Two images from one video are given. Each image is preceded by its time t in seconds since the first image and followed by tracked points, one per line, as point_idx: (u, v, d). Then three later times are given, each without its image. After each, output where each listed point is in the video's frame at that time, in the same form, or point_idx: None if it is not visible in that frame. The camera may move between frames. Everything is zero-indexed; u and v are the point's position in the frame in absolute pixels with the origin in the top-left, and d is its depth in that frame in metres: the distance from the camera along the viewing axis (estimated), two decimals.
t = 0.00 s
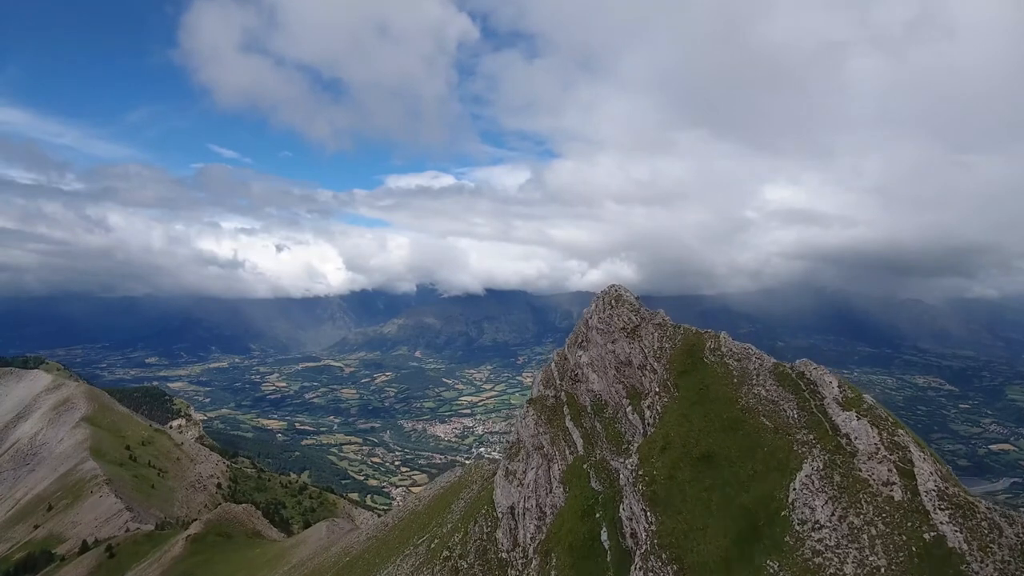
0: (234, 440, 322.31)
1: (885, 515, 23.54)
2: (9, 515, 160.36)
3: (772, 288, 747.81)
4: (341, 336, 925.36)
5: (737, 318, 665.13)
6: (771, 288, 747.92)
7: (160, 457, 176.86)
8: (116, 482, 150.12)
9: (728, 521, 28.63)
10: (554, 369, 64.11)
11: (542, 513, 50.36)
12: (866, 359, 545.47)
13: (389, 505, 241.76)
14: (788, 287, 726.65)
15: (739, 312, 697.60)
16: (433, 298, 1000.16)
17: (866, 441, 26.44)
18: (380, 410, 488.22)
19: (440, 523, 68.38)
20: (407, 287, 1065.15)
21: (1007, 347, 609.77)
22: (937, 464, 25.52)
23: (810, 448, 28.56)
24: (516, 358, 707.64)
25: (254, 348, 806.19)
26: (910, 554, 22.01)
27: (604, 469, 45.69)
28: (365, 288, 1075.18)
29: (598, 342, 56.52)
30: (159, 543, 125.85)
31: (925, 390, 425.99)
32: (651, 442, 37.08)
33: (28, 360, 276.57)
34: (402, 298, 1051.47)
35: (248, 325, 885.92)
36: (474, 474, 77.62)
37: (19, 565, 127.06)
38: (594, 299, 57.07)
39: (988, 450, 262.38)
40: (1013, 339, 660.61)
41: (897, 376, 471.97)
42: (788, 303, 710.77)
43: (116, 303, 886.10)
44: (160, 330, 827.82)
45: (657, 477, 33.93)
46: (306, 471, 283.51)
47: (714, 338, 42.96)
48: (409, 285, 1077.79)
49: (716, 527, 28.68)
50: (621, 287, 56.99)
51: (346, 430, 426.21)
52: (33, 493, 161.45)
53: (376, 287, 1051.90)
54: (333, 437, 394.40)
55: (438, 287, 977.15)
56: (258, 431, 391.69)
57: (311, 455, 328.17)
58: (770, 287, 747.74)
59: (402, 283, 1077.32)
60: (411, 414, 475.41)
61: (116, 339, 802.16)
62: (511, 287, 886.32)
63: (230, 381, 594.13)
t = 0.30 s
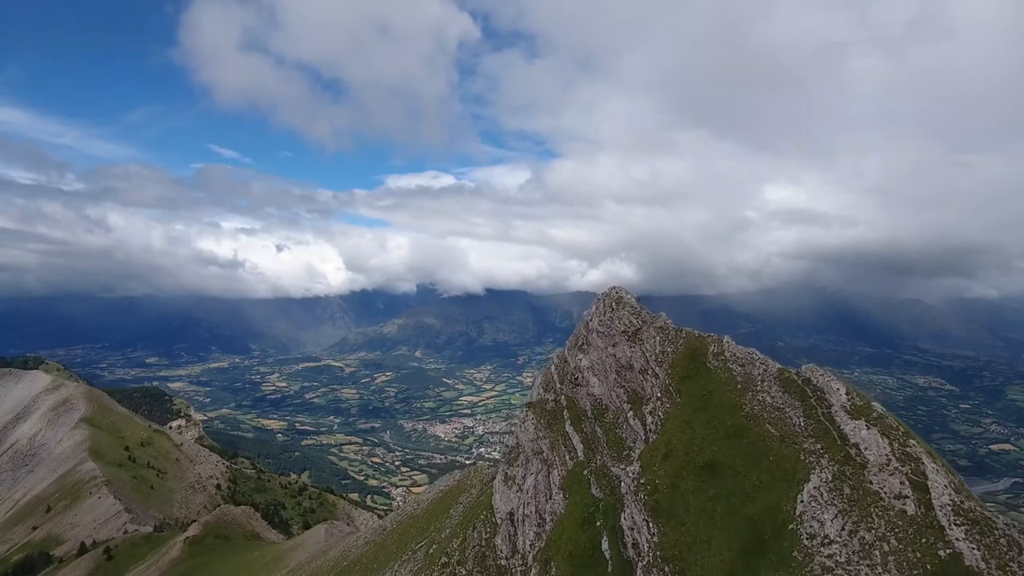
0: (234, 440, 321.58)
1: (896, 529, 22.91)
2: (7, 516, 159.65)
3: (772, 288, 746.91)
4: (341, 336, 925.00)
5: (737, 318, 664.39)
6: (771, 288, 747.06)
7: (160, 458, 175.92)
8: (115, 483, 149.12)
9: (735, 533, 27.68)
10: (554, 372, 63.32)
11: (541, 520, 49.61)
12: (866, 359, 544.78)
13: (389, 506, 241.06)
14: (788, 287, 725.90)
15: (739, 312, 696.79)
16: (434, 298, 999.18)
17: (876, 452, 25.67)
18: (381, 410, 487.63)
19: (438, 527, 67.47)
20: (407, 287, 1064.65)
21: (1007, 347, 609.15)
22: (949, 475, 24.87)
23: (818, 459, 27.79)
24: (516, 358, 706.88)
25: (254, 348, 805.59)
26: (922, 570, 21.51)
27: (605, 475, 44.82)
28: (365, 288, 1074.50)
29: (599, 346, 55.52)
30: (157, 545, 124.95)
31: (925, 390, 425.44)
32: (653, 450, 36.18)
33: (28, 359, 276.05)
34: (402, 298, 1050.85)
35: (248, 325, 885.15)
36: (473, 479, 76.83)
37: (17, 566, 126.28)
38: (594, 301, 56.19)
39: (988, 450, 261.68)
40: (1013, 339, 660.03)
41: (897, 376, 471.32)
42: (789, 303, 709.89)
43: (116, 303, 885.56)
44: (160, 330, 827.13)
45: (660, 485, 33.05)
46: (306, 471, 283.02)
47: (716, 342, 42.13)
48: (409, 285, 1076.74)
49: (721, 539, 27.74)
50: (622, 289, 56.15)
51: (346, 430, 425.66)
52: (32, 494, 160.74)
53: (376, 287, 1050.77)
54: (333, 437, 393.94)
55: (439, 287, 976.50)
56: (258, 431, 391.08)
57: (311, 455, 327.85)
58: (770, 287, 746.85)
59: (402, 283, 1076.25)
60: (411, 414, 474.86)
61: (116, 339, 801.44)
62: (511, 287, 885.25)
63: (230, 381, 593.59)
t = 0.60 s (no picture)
0: (234, 440, 320.90)
1: (911, 547, 22.15)
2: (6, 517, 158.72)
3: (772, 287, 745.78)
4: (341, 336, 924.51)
5: (738, 318, 663.28)
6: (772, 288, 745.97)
7: (159, 459, 175.08)
8: (113, 484, 148.14)
9: (741, 547, 26.78)
10: (554, 375, 62.38)
11: (541, 527, 48.71)
12: (867, 359, 543.94)
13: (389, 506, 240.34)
14: (788, 287, 724.85)
15: (739, 312, 695.61)
16: (434, 298, 998.25)
17: (887, 464, 24.95)
18: (381, 410, 486.76)
19: (436, 533, 66.47)
20: (407, 287, 1063.86)
21: (1008, 347, 608.26)
22: (964, 489, 24.22)
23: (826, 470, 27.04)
24: (516, 358, 705.99)
25: (255, 348, 804.83)
26: None
27: (605, 482, 43.98)
28: (365, 288, 1073.71)
29: (600, 349, 54.68)
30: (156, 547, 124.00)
31: (926, 390, 424.37)
32: (656, 458, 35.22)
33: (28, 359, 275.29)
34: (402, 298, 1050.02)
35: (248, 325, 883.76)
36: (472, 483, 75.99)
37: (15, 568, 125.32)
38: (595, 304, 55.27)
39: (990, 450, 260.64)
40: (1014, 340, 658.99)
41: (898, 376, 470.49)
42: (789, 303, 709.06)
43: (116, 303, 884.32)
44: (160, 330, 826.08)
45: (663, 495, 32.07)
46: (306, 471, 282.24)
47: (720, 347, 41.20)
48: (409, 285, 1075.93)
49: (726, 553, 26.83)
50: (622, 292, 55.24)
51: (346, 430, 424.73)
52: (31, 495, 159.81)
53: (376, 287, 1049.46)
54: (334, 437, 393.10)
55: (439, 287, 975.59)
56: (258, 431, 390.08)
57: (312, 455, 327.13)
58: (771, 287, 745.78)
59: (402, 282, 1075.05)
60: (411, 414, 474.01)
61: (116, 339, 800.30)
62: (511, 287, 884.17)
63: (230, 381, 592.67)
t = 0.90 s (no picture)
0: (234, 440, 320.25)
1: (926, 566, 21.39)
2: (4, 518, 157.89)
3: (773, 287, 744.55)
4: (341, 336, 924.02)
5: (738, 318, 662.17)
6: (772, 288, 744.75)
7: (158, 460, 174.04)
8: (112, 485, 147.10)
9: (748, 562, 25.92)
10: (554, 379, 61.39)
11: (540, 534, 47.83)
12: (867, 359, 542.95)
13: (389, 506, 239.63)
14: (789, 287, 723.39)
15: (740, 312, 694.29)
16: (434, 298, 997.21)
17: (899, 477, 24.21)
18: (381, 410, 486.18)
19: (435, 539, 65.53)
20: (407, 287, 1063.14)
21: (1008, 347, 606.94)
22: (978, 504, 23.57)
23: (835, 481, 26.20)
24: (517, 358, 705.15)
25: (255, 348, 804.50)
26: None
27: (605, 489, 43.10)
28: (365, 288, 1073.17)
29: (600, 353, 53.77)
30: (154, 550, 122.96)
31: (926, 390, 423.19)
32: (657, 466, 34.32)
33: (28, 359, 274.62)
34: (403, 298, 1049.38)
35: (248, 325, 883.08)
36: (471, 487, 75.09)
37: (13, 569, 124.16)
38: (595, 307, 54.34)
39: (990, 450, 259.64)
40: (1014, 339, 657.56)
41: (898, 376, 469.45)
42: (790, 303, 708.02)
43: (116, 303, 883.77)
44: (160, 330, 825.42)
45: (665, 506, 31.10)
46: (306, 471, 281.45)
47: (724, 351, 40.21)
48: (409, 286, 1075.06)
49: (731, 567, 25.98)
50: (623, 295, 54.28)
51: (346, 430, 423.95)
52: (29, 496, 158.88)
53: (376, 287, 1048.59)
54: (334, 437, 392.33)
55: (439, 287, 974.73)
56: (258, 431, 389.45)
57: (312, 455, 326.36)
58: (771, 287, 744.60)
59: (403, 282, 1074.30)
60: (411, 414, 473.27)
61: (117, 339, 799.55)
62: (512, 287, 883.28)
63: (231, 381, 592.06)
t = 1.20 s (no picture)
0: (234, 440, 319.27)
1: None
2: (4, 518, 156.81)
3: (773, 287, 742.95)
4: (342, 336, 923.08)
5: (739, 318, 660.70)
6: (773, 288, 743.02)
7: (158, 460, 173.19)
8: (111, 486, 146.17)
9: None
10: (554, 382, 60.42)
11: (539, 541, 46.93)
12: (868, 359, 541.20)
13: (389, 506, 238.68)
14: (789, 288, 721.81)
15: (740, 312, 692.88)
16: (434, 298, 996.12)
17: (915, 491, 23.61)
18: (381, 411, 485.27)
19: (433, 544, 64.54)
20: (408, 287, 1062.17)
21: (1009, 347, 605.27)
22: (993, 518, 23.03)
23: (846, 494, 25.42)
24: (517, 358, 703.70)
25: (255, 349, 803.50)
26: None
27: (606, 496, 42.09)
28: (366, 288, 1071.92)
29: (601, 356, 52.77)
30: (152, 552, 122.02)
31: (927, 390, 421.56)
32: (661, 475, 33.30)
33: (28, 359, 273.81)
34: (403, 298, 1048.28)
35: (249, 325, 881.60)
36: (470, 491, 74.17)
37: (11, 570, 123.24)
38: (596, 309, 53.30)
39: (991, 450, 258.08)
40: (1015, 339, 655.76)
41: (898, 376, 467.93)
42: (790, 302, 706.26)
43: (116, 303, 882.44)
44: (161, 330, 824.24)
45: (668, 516, 30.11)
46: (307, 471, 280.58)
47: (728, 355, 39.21)
48: (409, 286, 1073.71)
49: None
50: (625, 297, 53.22)
51: (346, 430, 422.97)
52: (28, 496, 157.86)
53: (377, 287, 1046.88)
54: (334, 437, 391.35)
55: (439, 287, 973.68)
56: (258, 431, 388.36)
57: (312, 455, 325.56)
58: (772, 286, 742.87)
59: (403, 282, 1072.71)
60: (411, 414, 472.20)
61: (117, 339, 798.27)
62: (512, 287, 881.38)
63: (231, 381, 590.99)
